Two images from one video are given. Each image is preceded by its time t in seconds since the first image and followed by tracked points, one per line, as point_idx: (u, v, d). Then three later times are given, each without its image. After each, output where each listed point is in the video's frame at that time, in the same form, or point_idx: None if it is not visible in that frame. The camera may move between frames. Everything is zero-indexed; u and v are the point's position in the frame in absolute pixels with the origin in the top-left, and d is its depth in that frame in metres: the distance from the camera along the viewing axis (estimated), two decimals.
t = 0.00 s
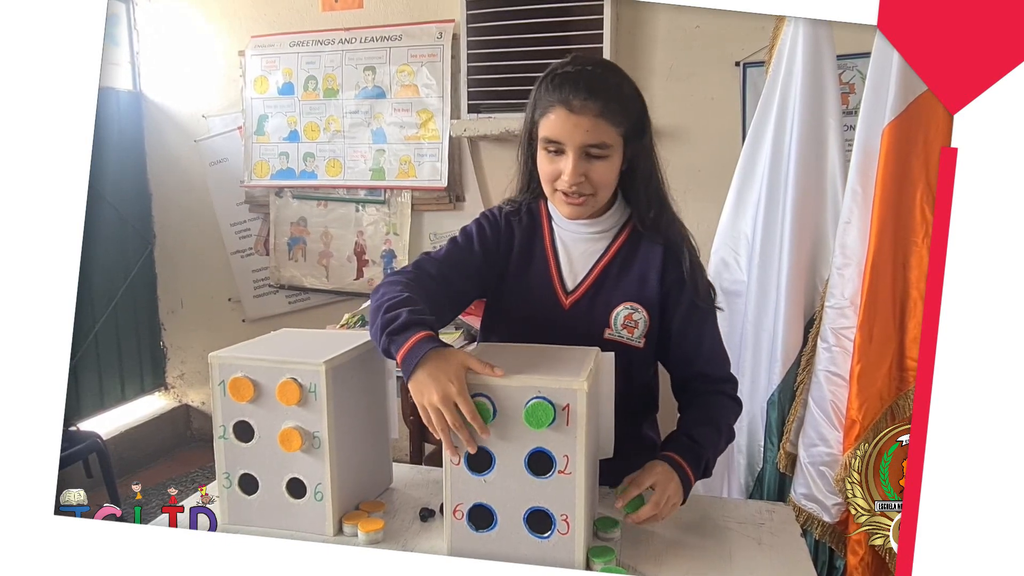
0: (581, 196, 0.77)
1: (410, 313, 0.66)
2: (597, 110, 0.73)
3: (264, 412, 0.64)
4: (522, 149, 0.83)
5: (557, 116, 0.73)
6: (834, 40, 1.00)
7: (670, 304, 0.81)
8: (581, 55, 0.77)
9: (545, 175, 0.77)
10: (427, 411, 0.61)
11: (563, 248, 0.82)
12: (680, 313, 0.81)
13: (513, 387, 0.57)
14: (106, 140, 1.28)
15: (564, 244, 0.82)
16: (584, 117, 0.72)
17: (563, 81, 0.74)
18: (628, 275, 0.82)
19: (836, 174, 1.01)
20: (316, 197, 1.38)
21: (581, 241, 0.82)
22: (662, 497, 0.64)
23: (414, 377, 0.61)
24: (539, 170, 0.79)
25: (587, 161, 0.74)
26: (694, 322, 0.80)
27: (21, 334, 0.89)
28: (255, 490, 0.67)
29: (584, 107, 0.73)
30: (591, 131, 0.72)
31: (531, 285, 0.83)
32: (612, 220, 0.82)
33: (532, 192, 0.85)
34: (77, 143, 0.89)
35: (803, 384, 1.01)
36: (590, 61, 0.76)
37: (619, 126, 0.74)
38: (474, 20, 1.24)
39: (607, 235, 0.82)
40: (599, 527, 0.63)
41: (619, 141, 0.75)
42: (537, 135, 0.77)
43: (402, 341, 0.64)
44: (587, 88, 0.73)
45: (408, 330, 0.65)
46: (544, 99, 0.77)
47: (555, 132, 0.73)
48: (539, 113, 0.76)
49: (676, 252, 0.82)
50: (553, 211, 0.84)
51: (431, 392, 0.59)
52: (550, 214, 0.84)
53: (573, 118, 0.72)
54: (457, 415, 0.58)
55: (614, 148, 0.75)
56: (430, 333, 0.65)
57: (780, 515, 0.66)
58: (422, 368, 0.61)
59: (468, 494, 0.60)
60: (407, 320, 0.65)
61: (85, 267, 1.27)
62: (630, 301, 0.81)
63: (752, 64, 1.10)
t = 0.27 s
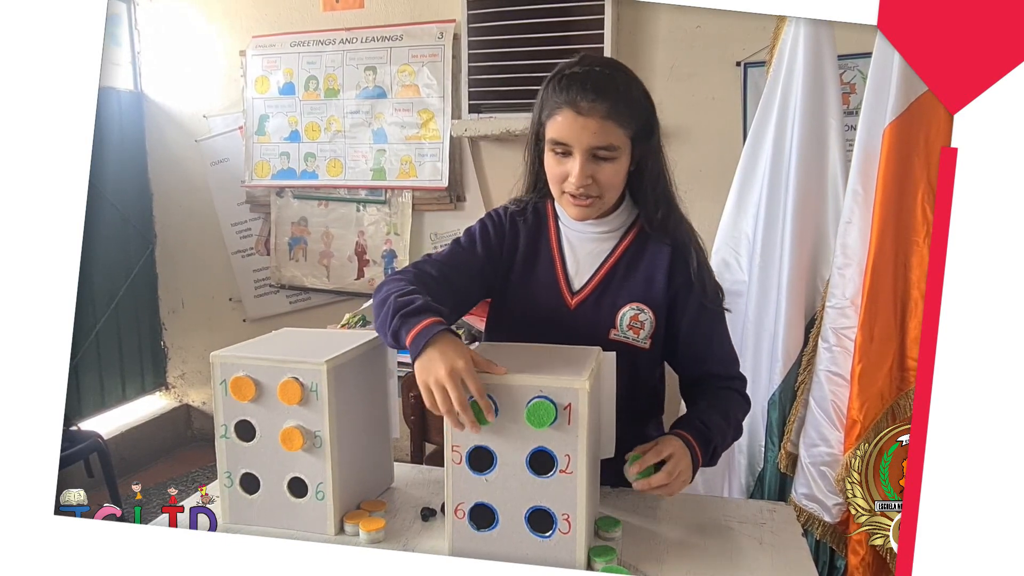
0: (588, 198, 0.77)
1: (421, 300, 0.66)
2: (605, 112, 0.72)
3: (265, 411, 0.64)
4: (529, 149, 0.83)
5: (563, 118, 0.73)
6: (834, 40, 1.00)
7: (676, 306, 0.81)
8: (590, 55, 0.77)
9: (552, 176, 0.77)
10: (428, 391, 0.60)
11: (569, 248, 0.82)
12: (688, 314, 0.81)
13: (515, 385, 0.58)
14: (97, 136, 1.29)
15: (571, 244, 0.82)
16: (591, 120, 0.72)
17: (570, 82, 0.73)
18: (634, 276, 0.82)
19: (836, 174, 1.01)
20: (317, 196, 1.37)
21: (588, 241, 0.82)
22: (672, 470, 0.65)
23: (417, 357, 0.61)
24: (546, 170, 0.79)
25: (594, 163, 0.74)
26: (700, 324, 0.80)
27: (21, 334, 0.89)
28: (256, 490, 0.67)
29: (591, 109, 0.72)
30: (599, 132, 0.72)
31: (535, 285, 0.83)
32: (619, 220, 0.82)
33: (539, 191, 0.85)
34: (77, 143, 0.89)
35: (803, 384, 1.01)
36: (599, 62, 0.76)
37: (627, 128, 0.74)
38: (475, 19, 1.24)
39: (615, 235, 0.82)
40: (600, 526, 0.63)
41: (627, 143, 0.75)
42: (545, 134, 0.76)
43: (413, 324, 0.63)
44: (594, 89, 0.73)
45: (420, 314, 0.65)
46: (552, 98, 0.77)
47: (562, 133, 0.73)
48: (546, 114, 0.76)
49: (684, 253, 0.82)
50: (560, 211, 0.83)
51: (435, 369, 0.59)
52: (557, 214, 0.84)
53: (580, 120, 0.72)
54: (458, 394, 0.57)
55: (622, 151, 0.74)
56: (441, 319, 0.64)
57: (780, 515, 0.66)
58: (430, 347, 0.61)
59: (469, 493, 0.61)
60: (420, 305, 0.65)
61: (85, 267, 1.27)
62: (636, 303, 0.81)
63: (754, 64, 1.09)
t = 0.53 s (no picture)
0: (597, 201, 0.77)
1: (438, 294, 0.67)
2: (613, 114, 0.72)
3: (265, 411, 0.64)
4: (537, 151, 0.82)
5: (572, 121, 0.73)
6: (834, 40, 1.00)
7: (683, 310, 0.81)
8: (598, 57, 0.77)
9: (560, 178, 0.77)
10: (439, 375, 0.60)
11: (575, 249, 0.82)
12: (695, 318, 0.80)
13: (517, 385, 0.58)
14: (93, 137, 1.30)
15: (577, 245, 0.82)
16: (600, 122, 0.72)
17: (579, 84, 0.73)
18: (640, 279, 0.81)
19: (836, 175, 1.01)
20: (317, 196, 1.37)
21: (594, 242, 0.82)
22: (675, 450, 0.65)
23: (432, 342, 0.62)
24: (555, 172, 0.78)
25: (602, 165, 0.74)
26: (708, 327, 0.80)
27: (21, 334, 0.89)
28: (256, 490, 0.67)
29: (599, 111, 0.72)
30: (606, 136, 0.72)
31: (542, 286, 0.83)
32: (627, 222, 0.81)
33: (547, 191, 0.85)
34: (77, 143, 0.89)
35: (803, 385, 1.01)
36: (607, 64, 0.76)
37: (636, 130, 0.74)
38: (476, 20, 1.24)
39: (622, 237, 0.82)
40: (600, 526, 0.63)
41: (636, 145, 0.74)
42: (553, 138, 0.76)
43: (429, 315, 0.64)
44: (602, 92, 0.73)
45: (436, 308, 0.65)
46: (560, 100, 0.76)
47: (570, 136, 0.73)
48: (554, 117, 0.76)
49: (691, 256, 0.81)
50: (568, 212, 0.83)
51: (451, 351, 0.60)
52: (565, 215, 0.84)
53: (588, 123, 0.72)
54: (472, 376, 0.57)
55: (630, 153, 0.74)
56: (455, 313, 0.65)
57: (780, 515, 0.67)
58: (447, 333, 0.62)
59: (469, 493, 0.61)
60: (437, 297, 0.66)
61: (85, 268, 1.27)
62: (642, 305, 0.80)
63: (753, 65, 1.09)
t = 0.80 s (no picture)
0: (599, 205, 0.76)
1: (422, 308, 0.67)
2: (617, 117, 0.72)
3: (266, 412, 0.65)
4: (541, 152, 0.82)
5: (575, 123, 0.72)
6: (834, 40, 1.00)
7: (686, 313, 0.81)
8: (603, 59, 0.77)
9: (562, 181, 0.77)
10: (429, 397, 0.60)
11: (578, 251, 0.82)
12: (698, 322, 0.80)
13: (516, 386, 0.58)
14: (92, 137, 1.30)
15: (580, 247, 0.82)
16: (603, 125, 0.72)
17: (584, 87, 0.73)
18: (643, 282, 0.81)
19: (836, 176, 1.01)
20: (317, 197, 1.38)
21: (597, 245, 0.82)
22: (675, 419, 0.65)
23: (420, 363, 0.62)
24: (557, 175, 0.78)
25: (604, 168, 0.74)
26: (712, 330, 0.79)
27: (21, 334, 0.89)
28: (256, 490, 0.67)
29: (603, 114, 0.72)
30: (610, 138, 0.72)
31: (544, 288, 0.83)
32: (630, 225, 0.82)
33: (550, 193, 0.85)
34: (77, 143, 0.89)
35: (803, 386, 1.01)
36: (611, 66, 0.76)
37: (638, 134, 0.74)
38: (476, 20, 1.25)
39: (624, 241, 0.82)
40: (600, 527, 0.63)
41: (638, 148, 0.74)
42: (556, 139, 0.76)
43: (416, 332, 0.64)
44: (604, 95, 0.72)
45: (422, 323, 0.66)
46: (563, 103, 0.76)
47: (573, 138, 0.73)
48: (557, 119, 0.76)
49: (694, 260, 0.81)
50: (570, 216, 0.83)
51: (434, 373, 0.60)
52: (568, 218, 0.84)
53: (591, 125, 0.72)
54: (457, 397, 0.57)
55: (633, 156, 0.74)
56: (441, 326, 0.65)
57: (779, 516, 0.67)
58: (430, 354, 0.62)
59: (469, 493, 0.61)
60: (422, 311, 0.66)
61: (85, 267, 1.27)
62: (644, 309, 0.80)
63: (753, 66, 1.09)
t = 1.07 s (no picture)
0: (597, 207, 0.77)
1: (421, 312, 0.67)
2: (615, 121, 0.72)
3: (266, 413, 0.65)
4: (541, 154, 0.82)
5: (571, 128, 0.72)
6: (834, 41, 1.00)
7: (687, 316, 0.80)
8: (602, 60, 0.76)
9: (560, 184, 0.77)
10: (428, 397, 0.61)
11: (578, 253, 0.82)
12: (699, 325, 0.80)
13: (516, 387, 0.58)
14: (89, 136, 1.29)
15: (580, 250, 0.82)
16: (599, 130, 0.71)
17: (580, 90, 0.73)
18: (643, 285, 0.81)
19: (836, 177, 1.01)
20: (318, 198, 1.38)
21: (596, 247, 0.82)
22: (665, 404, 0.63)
23: (419, 366, 0.62)
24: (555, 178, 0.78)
25: (602, 172, 0.73)
26: (713, 332, 0.79)
27: (21, 334, 0.90)
28: (256, 490, 0.67)
29: (599, 118, 0.71)
30: (606, 143, 0.72)
31: (544, 291, 0.84)
32: (630, 227, 0.82)
33: (550, 195, 0.85)
34: (77, 143, 0.89)
35: (803, 386, 1.01)
36: (610, 68, 0.75)
37: (636, 137, 0.73)
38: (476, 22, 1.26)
39: (624, 243, 0.82)
40: (599, 527, 0.63)
41: (636, 152, 0.74)
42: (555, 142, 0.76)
43: (414, 336, 0.65)
44: (602, 99, 0.72)
45: (421, 326, 0.66)
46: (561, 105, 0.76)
47: (570, 143, 0.72)
48: (555, 122, 0.75)
49: (694, 263, 0.81)
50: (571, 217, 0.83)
51: (433, 374, 0.60)
52: (568, 219, 0.84)
53: (587, 130, 0.72)
54: (455, 399, 0.58)
55: (632, 160, 0.74)
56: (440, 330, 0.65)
57: (779, 517, 0.67)
58: (428, 359, 0.62)
59: (468, 494, 0.61)
60: (422, 316, 0.66)
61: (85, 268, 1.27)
62: (643, 313, 0.80)
63: (753, 67, 1.09)
